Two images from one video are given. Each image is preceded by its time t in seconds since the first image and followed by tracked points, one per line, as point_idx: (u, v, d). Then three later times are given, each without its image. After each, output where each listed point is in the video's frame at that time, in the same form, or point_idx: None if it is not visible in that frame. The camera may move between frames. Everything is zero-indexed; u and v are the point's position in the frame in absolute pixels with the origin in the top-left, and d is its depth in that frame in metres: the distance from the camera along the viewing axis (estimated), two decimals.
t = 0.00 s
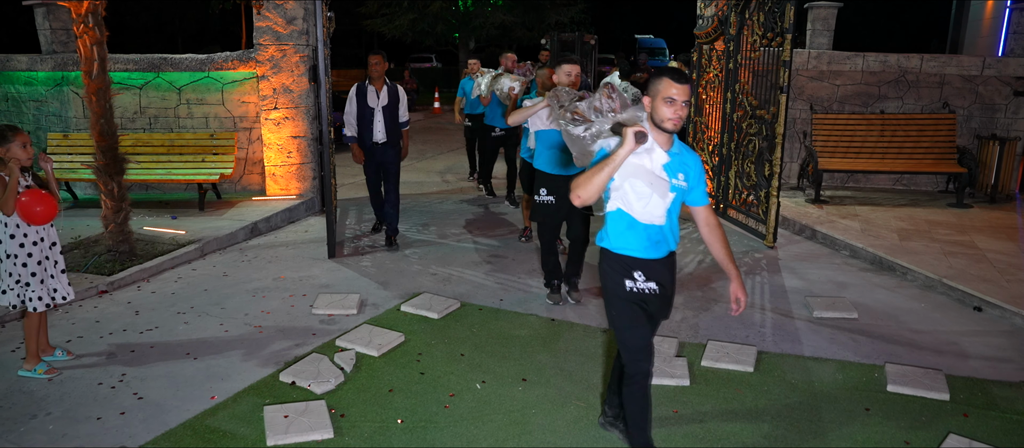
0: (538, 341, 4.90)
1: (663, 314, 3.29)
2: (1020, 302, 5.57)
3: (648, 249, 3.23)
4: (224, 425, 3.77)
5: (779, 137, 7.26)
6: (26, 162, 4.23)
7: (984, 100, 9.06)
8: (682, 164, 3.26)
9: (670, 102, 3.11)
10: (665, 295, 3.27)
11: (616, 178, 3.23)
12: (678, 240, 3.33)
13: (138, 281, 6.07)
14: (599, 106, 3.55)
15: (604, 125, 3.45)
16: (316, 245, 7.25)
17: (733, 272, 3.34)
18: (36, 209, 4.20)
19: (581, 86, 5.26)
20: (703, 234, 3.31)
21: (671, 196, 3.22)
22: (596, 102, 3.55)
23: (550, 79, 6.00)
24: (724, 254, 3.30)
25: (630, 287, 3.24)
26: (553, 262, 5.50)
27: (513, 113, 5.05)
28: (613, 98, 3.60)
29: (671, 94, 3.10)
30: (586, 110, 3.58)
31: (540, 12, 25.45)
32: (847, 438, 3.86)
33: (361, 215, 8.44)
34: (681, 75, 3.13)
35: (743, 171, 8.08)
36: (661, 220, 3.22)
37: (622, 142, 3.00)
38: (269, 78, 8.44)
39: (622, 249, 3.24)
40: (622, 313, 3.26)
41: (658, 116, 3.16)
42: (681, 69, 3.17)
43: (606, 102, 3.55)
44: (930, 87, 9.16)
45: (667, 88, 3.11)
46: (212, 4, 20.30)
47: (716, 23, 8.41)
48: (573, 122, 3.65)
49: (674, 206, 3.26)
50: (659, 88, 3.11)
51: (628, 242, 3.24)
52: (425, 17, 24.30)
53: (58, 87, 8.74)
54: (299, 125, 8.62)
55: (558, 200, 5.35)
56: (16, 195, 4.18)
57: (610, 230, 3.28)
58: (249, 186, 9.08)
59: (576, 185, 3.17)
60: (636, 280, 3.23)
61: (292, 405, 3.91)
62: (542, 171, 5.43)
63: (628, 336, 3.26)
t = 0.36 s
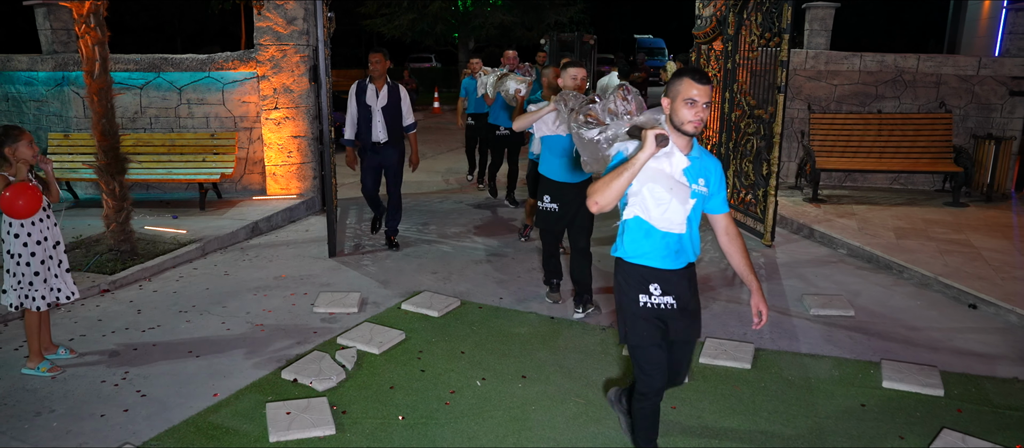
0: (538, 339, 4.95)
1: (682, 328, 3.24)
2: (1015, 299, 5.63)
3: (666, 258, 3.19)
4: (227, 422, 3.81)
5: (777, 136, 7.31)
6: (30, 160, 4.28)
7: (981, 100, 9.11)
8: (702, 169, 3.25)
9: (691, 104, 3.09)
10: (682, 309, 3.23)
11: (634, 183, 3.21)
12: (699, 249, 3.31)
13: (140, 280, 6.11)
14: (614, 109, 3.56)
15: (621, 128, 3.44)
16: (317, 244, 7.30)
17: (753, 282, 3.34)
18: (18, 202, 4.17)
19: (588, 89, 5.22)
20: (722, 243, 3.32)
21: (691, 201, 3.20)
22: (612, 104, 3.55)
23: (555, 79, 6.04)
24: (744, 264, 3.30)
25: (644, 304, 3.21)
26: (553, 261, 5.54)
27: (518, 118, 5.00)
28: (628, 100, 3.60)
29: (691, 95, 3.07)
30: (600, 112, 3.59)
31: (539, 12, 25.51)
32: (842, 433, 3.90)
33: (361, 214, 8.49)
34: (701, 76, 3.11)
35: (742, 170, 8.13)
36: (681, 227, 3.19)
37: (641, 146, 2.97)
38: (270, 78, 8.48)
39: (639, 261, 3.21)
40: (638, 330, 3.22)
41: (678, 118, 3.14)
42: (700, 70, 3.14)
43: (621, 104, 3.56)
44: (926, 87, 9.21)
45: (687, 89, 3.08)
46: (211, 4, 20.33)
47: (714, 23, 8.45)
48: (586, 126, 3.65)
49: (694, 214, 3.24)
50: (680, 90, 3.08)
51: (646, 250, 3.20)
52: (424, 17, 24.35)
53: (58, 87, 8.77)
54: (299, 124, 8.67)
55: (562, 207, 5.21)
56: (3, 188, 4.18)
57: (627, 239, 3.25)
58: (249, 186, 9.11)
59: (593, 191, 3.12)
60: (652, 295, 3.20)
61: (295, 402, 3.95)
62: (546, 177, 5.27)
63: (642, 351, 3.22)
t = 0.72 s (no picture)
0: (531, 336, 4.99)
1: (693, 333, 3.02)
2: (1003, 295, 5.69)
3: (676, 261, 3.01)
4: (222, 419, 3.84)
5: (768, 135, 7.35)
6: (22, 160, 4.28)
7: (970, 99, 9.17)
8: (718, 167, 3.10)
9: (708, 100, 2.98)
10: (693, 314, 3.03)
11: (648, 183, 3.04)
12: (711, 250, 3.13)
13: (135, 279, 6.13)
14: (624, 106, 3.55)
15: (632, 126, 3.34)
16: (312, 243, 7.32)
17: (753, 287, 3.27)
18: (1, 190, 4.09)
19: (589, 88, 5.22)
20: (727, 243, 3.20)
21: (706, 202, 3.04)
22: (621, 101, 3.55)
23: (554, 78, 6.08)
24: (746, 268, 3.21)
25: (649, 311, 3.04)
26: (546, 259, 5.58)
27: (519, 120, 4.94)
28: (637, 96, 3.64)
29: (708, 91, 2.97)
30: (608, 110, 3.54)
31: (533, 12, 25.56)
32: (831, 428, 3.95)
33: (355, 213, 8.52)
34: (719, 71, 3.00)
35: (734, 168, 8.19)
36: (694, 229, 3.02)
37: (656, 143, 2.85)
38: (264, 78, 8.50)
39: (646, 264, 3.03)
40: (645, 340, 3.05)
41: (695, 115, 3.02)
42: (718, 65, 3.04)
43: (631, 101, 3.57)
44: (917, 86, 9.28)
45: (704, 84, 2.98)
46: (206, 4, 20.35)
47: (705, 22, 8.49)
48: (595, 124, 3.55)
49: (707, 215, 3.08)
50: (696, 85, 2.98)
51: (656, 252, 3.02)
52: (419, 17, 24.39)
53: (51, 86, 8.77)
54: (293, 124, 8.68)
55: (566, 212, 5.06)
56: None
57: (636, 240, 3.06)
58: (243, 186, 9.12)
59: (605, 191, 2.99)
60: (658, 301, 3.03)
61: (289, 399, 3.98)
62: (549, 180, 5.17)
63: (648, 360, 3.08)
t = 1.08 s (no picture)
0: (518, 334, 5.02)
1: (708, 354, 2.85)
2: (985, 291, 5.76)
3: (691, 278, 2.82)
4: (209, 417, 3.85)
5: (754, 134, 7.39)
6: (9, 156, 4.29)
7: (954, 97, 9.26)
8: (734, 180, 2.92)
9: (725, 109, 2.77)
10: (707, 333, 2.84)
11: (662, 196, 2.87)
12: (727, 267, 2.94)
13: (122, 278, 6.12)
14: (634, 112, 3.47)
15: (643, 137, 3.38)
16: (300, 242, 7.33)
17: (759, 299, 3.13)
18: None
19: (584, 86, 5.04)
20: (737, 257, 3.05)
21: (722, 217, 2.88)
22: (633, 108, 3.45)
23: (544, 80, 6.12)
24: (753, 282, 3.07)
25: (661, 331, 2.84)
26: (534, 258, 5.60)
27: (512, 121, 4.77)
28: (647, 101, 3.51)
29: (725, 99, 2.76)
30: (617, 116, 3.52)
31: (523, 11, 25.61)
32: (814, 422, 4.00)
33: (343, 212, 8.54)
34: (736, 78, 2.80)
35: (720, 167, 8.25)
36: (710, 245, 2.84)
37: (671, 155, 2.65)
38: (251, 78, 8.50)
39: (658, 281, 2.84)
40: (657, 361, 2.87)
41: (710, 125, 2.81)
42: (735, 71, 2.84)
43: (642, 107, 3.46)
44: (902, 85, 9.36)
45: (721, 92, 2.77)
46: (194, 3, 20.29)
47: (693, 22, 8.56)
48: (603, 130, 3.57)
49: (723, 230, 2.90)
50: (713, 93, 2.77)
51: (668, 268, 2.83)
52: (408, 16, 24.39)
53: (37, 85, 8.74)
54: (281, 123, 8.68)
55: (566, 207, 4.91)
56: None
57: (648, 256, 2.88)
58: (232, 185, 9.10)
59: (618, 205, 2.82)
60: (670, 322, 2.83)
61: (276, 396, 3.99)
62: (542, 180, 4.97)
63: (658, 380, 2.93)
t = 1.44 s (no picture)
0: (505, 331, 5.07)
1: (731, 362, 2.81)
2: (966, 287, 5.83)
3: (717, 284, 2.73)
4: (197, 414, 3.88)
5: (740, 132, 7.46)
6: None
7: (939, 96, 9.37)
8: (755, 179, 2.85)
9: (746, 105, 2.66)
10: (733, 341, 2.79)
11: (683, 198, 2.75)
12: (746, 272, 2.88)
13: (111, 278, 6.14)
14: (647, 112, 3.47)
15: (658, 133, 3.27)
16: (289, 242, 7.36)
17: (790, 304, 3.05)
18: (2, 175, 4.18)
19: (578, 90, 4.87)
20: (762, 260, 3.01)
21: (746, 218, 2.78)
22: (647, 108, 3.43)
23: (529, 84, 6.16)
24: (782, 286, 3.03)
25: (691, 341, 2.74)
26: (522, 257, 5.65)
27: (506, 125, 4.73)
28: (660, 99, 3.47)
29: (747, 95, 2.65)
30: (628, 116, 3.64)
31: (513, 11, 25.67)
32: (796, 417, 4.05)
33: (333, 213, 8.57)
34: (758, 73, 2.69)
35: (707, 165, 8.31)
36: (734, 248, 2.75)
37: (694, 155, 2.56)
38: (241, 78, 8.52)
39: (684, 289, 2.74)
40: (686, 372, 2.76)
41: (731, 122, 2.70)
42: (756, 67, 2.73)
43: (655, 106, 3.44)
44: (887, 84, 9.45)
45: (742, 88, 2.66)
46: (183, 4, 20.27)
47: (680, 22, 8.58)
48: (615, 130, 3.74)
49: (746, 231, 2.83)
50: (734, 88, 2.67)
51: (693, 276, 2.73)
52: (398, 17, 24.42)
53: (25, 86, 8.73)
54: (270, 123, 8.70)
55: (561, 218, 4.77)
56: None
57: (669, 265, 2.77)
58: (221, 185, 9.06)
59: (637, 208, 2.69)
60: (700, 329, 2.73)
61: (264, 394, 4.03)
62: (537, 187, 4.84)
63: (687, 399, 2.81)
